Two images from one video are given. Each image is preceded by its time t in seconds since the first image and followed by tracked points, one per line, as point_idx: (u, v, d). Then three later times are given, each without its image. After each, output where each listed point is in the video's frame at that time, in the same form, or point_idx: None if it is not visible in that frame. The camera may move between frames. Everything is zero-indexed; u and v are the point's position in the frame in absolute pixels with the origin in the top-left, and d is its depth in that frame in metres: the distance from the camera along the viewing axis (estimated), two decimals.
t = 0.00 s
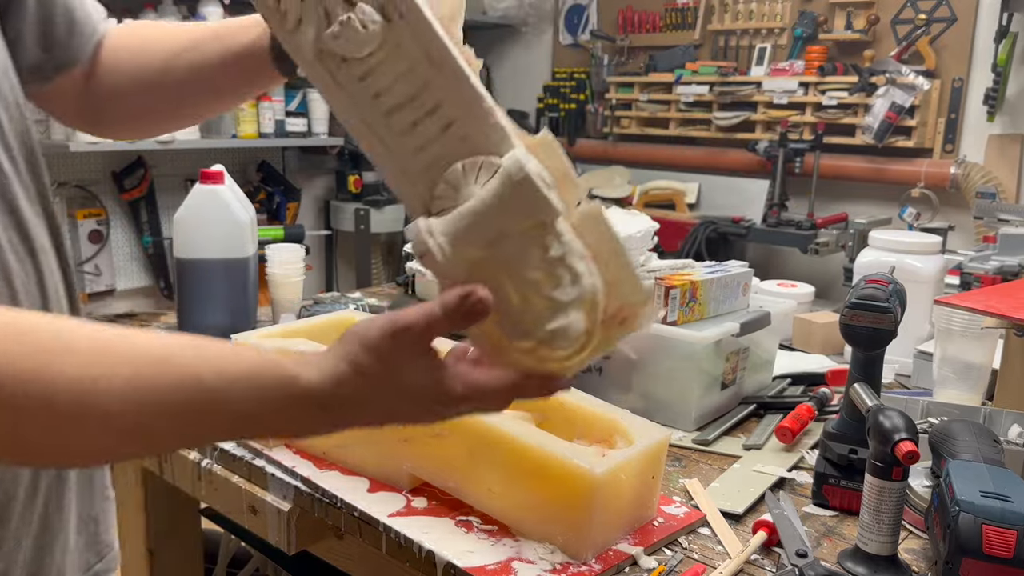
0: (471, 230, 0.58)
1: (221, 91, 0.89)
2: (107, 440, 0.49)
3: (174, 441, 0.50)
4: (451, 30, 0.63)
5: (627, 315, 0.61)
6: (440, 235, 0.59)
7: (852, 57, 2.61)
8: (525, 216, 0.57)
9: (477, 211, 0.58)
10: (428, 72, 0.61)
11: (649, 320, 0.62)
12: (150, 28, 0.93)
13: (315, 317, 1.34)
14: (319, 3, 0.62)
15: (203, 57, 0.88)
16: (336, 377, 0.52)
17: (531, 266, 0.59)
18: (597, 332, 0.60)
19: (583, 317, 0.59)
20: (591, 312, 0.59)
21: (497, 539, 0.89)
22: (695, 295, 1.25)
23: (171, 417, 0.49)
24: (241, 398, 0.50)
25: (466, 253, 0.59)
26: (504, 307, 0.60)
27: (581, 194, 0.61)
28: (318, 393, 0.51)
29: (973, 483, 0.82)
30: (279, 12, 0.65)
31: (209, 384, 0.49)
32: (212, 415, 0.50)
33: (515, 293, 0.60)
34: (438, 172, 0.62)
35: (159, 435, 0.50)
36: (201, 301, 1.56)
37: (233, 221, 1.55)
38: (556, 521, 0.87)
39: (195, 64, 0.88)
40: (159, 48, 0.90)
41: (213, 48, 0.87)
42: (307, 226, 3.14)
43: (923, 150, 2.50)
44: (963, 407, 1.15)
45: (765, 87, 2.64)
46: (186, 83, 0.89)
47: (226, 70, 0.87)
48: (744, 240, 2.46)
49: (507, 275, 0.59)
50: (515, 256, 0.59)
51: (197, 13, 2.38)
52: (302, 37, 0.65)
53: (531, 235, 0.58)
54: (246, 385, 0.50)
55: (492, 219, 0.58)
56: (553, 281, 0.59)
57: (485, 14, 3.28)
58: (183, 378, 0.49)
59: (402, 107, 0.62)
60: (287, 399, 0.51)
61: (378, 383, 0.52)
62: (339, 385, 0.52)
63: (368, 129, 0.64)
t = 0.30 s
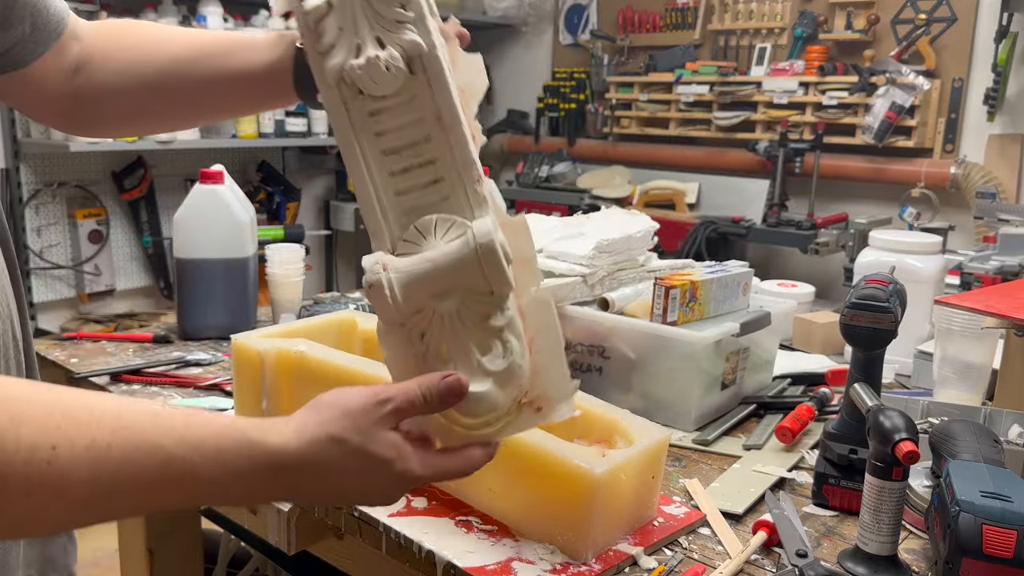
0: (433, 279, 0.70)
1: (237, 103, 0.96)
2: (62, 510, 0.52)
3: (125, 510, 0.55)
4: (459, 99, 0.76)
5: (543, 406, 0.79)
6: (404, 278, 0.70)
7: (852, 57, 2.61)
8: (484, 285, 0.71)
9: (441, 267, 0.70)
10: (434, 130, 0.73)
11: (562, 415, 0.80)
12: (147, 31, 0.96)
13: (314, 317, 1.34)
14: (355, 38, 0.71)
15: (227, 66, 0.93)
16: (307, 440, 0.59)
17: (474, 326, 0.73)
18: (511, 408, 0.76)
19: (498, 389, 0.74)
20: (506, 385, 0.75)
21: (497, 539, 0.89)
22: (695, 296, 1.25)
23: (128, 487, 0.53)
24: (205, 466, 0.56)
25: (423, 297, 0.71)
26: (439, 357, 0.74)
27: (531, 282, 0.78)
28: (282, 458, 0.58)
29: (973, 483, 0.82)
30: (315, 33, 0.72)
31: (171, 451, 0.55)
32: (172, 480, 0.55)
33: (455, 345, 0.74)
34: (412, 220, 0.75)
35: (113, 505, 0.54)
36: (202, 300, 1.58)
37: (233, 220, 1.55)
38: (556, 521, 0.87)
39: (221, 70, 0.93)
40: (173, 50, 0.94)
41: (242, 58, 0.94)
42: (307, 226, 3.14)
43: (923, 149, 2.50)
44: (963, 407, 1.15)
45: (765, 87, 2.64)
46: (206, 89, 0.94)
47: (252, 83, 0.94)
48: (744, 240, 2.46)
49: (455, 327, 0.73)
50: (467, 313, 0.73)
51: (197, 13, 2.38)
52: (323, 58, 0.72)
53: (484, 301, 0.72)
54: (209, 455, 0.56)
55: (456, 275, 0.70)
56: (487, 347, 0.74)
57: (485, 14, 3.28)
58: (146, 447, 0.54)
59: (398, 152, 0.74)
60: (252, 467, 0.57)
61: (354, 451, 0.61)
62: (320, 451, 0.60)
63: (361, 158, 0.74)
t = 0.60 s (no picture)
0: (449, 313, 0.71)
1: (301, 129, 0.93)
2: (79, 544, 0.53)
3: (135, 546, 0.55)
4: (510, 150, 0.77)
5: (523, 455, 0.79)
6: (423, 309, 0.70)
7: (852, 58, 2.61)
8: (496, 331, 0.72)
9: (459, 304, 0.70)
10: (480, 176, 0.74)
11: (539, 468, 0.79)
12: (208, 50, 0.94)
13: (314, 317, 1.34)
14: (427, 76, 0.71)
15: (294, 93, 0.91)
16: (310, 485, 0.60)
17: (479, 367, 0.74)
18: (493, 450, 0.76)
19: (483, 428, 0.74)
20: (492, 427, 0.74)
21: (497, 539, 0.89)
22: (695, 296, 1.25)
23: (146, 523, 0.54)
24: (217, 508, 0.56)
25: (437, 327, 0.71)
26: (438, 388, 0.74)
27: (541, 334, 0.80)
28: (286, 503, 0.59)
29: (973, 483, 0.82)
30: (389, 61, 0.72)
31: (189, 489, 0.55)
32: (184, 518, 0.55)
33: (458, 380, 0.74)
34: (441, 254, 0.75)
35: (124, 541, 0.54)
36: (202, 299, 1.58)
37: (233, 220, 1.55)
38: (556, 521, 0.87)
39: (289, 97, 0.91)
40: (239, 72, 0.91)
41: (308, 92, 0.91)
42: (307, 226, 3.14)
43: (923, 149, 2.50)
44: (963, 407, 1.15)
45: (765, 87, 2.64)
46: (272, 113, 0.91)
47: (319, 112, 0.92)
48: (744, 240, 2.46)
49: (461, 363, 0.73)
50: (474, 352, 0.73)
51: (196, 13, 2.38)
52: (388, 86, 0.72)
53: (492, 343, 0.73)
54: (222, 493, 0.56)
55: (473, 315, 0.71)
56: (483, 388, 0.74)
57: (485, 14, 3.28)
58: (165, 484, 0.55)
59: (441, 188, 0.75)
60: (259, 509, 0.58)
61: (353, 493, 0.61)
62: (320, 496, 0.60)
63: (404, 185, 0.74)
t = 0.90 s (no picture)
0: (488, 329, 0.71)
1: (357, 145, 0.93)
2: (147, 526, 0.52)
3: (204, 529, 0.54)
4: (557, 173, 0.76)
5: (551, 467, 0.79)
6: (464, 324, 0.71)
7: (852, 58, 2.62)
8: (533, 350, 0.72)
9: (499, 321, 0.71)
10: (527, 197, 0.73)
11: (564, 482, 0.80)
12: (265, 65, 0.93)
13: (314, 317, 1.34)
14: (481, 98, 0.71)
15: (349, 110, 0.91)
16: (359, 476, 0.59)
17: (514, 382, 0.74)
18: (524, 462, 0.76)
19: (516, 441, 0.74)
20: (524, 440, 0.75)
21: (497, 539, 0.89)
22: (695, 296, 1.25)
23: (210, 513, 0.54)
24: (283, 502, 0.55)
25: (475, 342, 0.72)
26: (473, 399, 0.75)
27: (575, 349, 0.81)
28: (341, 492, 0.58)
29: (972, 483, 0.82)
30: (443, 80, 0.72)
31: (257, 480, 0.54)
32: (248, 508, 0.54)
33: (493, 393, 0.74)
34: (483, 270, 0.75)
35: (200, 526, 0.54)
36: (202, 300, 1.58)
37: (234, 220, 1.55)
38: (557, 521, 0.87)
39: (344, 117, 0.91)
40: (298, 89, 0.91)
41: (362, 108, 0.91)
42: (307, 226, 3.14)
43: (923, 149, 2.50)
44: (963, 407, 1.15)
45: (765, 88, 2.64)
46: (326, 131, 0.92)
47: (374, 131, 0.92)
48: (744, 240, 2.47)
49: (498, 377, 0.74)
50: (510, 368, 0.74)
51: (197, 13, 2.38)
52: (443, 106, 0.72)
53: (528, 360, 0.74)
54: (283, 487, 0.55)
55: (512, 333, 0.71)
56: (518, 404, 0.75)
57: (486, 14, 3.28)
58: (232, 472, 0.54)
59: (487, 206, 0.74)
60: (315, 500, 0.57)
61: (399, 490, 0.61)
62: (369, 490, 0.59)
63: (451, 202, 0.74)
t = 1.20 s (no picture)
0: (504, 294, 0.72)
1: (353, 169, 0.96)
2: (190, 509, 0.52)
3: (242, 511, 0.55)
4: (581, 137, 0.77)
5: (567, 432, 0.81)
6: (481, 289, 0.72)
7: (852, 58, 2.62)
8: (549, 314, 0.72)
9: (517, 287, 0.71)
10: (548, 159, 0.75)
11: (581, 445, 0.81)
12: (262, 91, 0.96)
13: (315, 317, 1.34)
14: (503, 59, 0.73)
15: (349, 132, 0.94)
16: (382, 443, 0.61)
17: (531, 349, 0.75)
18: (541, 425, 0.76)
19: (531, 409, 0.75)
20: (540, 408, 0.75)
21: (497, 539, 0.89)
22: (695, 296, 1.26)
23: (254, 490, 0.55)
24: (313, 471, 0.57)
25: (492, 307, 0.73)
26: (491, 365, 0.76)
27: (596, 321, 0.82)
28: (367, 460, 0.60)
29: (972, 483, 0.82)
30: (468, 42, 0.75)
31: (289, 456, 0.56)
32: (283, 483, 0.56)
33: (510, 358, 0.75)
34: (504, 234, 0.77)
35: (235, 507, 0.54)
36: (203, 300, 1.58)
37: (234, 219, 1.56)
38: (557, 520, 0.87)
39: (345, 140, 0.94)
40: (298, 112, 0.94)
41: (359, 132, 0.94)
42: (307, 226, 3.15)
43: (923, 149, 2.51)
44: (962, 406, 1.15)
45: (765, 88, 2.64)
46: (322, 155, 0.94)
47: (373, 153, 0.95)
48: (744, 240, 2.47)
49: (516, 344, 0.74)
50: (528, 334, 0.74)
51: (197, 13, 2.38)
52: (466, 67, 0.75)
53: (545, 327, 0.74)
54: (312, 458, 0.57)
55: (530, 299, 0.72)
56: (533, 370, 0.75)
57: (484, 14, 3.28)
58: (265, 450, 0.55)
59: (509, 168, 0.76)
60: (345, 470, 0.59)
61: (419, 456, 0.63)
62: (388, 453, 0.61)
63: (473, 164, 0.76)
